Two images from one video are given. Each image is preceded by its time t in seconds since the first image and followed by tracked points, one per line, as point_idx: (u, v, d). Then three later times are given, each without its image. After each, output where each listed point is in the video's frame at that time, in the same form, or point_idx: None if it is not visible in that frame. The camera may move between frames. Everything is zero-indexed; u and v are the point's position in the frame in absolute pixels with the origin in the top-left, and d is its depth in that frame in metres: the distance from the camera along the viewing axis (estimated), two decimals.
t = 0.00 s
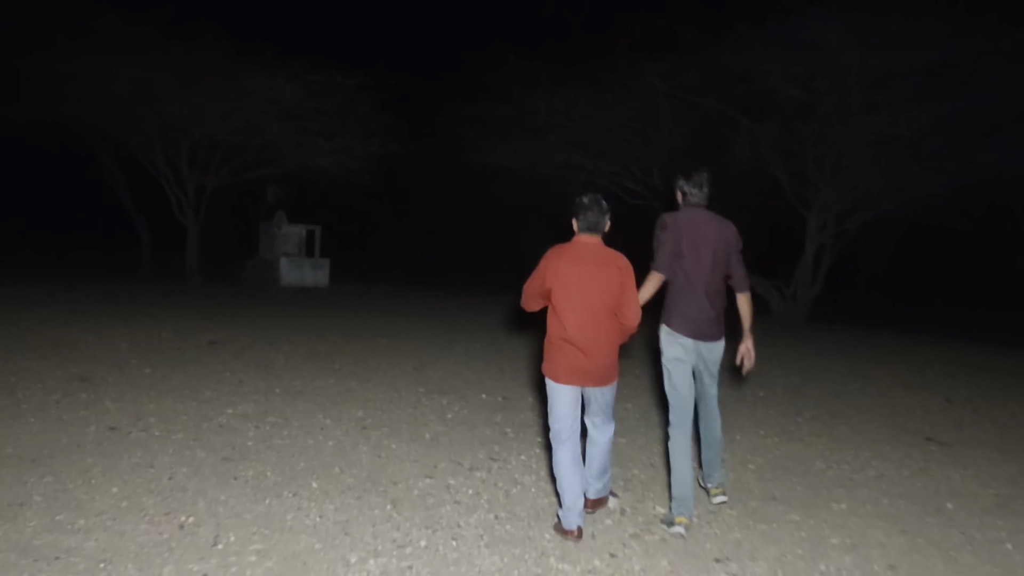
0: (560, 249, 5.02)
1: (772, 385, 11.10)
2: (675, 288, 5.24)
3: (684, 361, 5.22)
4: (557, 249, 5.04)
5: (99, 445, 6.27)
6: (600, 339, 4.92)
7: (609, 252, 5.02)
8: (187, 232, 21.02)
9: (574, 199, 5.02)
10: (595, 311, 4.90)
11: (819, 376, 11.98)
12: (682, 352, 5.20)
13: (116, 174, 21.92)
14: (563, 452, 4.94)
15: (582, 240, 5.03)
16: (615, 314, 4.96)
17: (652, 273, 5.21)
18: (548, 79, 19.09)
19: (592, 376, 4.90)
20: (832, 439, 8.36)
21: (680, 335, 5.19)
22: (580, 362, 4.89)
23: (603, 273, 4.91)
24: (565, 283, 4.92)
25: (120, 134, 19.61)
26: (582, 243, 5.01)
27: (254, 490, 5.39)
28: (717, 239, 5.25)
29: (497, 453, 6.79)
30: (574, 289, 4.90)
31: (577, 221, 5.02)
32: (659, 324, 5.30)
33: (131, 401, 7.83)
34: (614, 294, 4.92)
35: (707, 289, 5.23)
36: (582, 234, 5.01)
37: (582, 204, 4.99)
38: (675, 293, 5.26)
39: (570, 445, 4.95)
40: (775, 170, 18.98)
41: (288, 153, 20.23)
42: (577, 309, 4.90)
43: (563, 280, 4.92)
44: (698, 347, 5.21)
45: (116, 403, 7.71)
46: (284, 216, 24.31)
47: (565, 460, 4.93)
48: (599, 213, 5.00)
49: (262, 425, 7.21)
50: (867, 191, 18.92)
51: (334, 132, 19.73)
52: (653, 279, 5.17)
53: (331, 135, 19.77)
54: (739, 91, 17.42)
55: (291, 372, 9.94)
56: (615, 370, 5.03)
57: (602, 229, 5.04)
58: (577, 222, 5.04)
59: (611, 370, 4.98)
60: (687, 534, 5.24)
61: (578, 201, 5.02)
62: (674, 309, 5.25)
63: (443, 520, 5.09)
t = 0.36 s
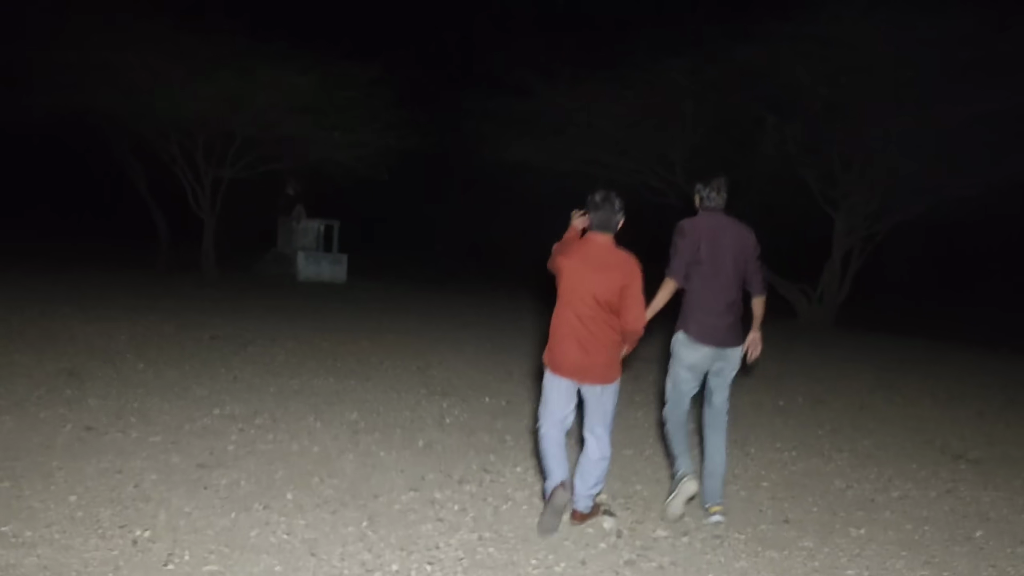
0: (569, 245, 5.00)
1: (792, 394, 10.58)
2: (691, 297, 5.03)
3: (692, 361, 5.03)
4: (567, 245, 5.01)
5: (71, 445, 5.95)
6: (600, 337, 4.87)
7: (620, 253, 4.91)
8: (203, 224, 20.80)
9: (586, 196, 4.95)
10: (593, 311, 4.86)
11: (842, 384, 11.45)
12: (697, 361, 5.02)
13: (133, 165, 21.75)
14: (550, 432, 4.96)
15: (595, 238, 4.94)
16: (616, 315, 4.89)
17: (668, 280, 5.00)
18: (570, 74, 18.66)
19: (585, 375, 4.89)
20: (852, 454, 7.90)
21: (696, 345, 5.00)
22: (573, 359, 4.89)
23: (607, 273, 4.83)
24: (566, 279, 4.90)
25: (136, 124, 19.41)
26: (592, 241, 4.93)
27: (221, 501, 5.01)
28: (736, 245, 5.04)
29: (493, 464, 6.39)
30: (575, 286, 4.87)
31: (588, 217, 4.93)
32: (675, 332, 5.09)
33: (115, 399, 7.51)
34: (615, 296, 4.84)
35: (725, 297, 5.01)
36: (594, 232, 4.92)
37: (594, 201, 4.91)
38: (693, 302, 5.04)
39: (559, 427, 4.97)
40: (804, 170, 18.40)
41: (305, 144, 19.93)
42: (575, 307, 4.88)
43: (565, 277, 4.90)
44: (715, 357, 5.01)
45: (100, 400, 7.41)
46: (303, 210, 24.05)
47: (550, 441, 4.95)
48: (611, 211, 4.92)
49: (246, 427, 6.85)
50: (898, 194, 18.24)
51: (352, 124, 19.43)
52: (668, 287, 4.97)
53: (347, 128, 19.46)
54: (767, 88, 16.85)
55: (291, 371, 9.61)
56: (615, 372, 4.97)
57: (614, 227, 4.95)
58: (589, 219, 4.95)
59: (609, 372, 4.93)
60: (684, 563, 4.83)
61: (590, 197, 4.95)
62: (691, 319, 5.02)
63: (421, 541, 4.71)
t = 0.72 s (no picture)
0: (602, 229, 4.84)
1: (835, 389, 10.01)
2: (721, 286, 4.92)
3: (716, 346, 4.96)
4: (601, 229, 4.86)
5: (64, 445, 5.64)
6: (627, 321, 4.65)
7: (654, 235, 4.71)
8: (234, 216, 20.62)
9: (622, 180, 4.82)
10: (620, 292, 4.65)
11: (889, 379, 10.83)
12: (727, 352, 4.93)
13: (164, 157, 21.63)
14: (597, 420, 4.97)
15: (631, 223, 4.78)
16: (647, 297, 4.66)
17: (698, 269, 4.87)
18: (604, 59, 18.13)
19: (614, 359, 4.65)
20: (900, 454, 7.34)
21: (727, 335, 4.89)
22: (602, 343, 4.69)
23: (635, 253, 4.62)
24: (594, 261, 4.72)
25: (165, 116, 19.26)
26: (625, 224, 4.77)
27: (210, 508, 4.65)
28: (761, 230, 4.95)
29: (511, 467, 5.95)
30: (603, 267, 4.68)
31: (624, 201, 4.80)
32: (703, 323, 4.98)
33: (121, 395, 7.20)
34: (644, 276, 4.62)
35: (754, 285, 4.93)
36: (629, 216, 4.77)
37: (630, 185, 4.78)
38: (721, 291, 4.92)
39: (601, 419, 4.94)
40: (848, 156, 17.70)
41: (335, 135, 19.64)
42: (602, 288, 4.68)
43: (592, 259, 4.72)
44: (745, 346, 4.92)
45: (105, 396, 7.11)
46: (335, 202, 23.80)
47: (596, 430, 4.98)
48: (648, 194, 4.77)
49: (253, 426, 6.50)
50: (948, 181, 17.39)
51: (382, 114, 19.08)
52: (699, 275, 4.84)
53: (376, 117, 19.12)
54: (808, 70, 16.20)
55: (308, 365, 9.26)
56: (648, 358, 4.68)
57: (652, 211, 4.80)
58: (624, 204, 4.82)
59: (641, 358, 4.65)
60: None
61: (626, 181, 4.83)
62: (721, 308, 4.90)
63: (423, 553, 4.30)
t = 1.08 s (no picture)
0: (617, 243, 4.79)
1: (872, 395, 9.48)
2: (754, 285, 4.82)
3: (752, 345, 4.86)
4: (616, 242, 4.80)
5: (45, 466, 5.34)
6: (657, 335, 4.64)
7: (673, 244, 4.68)
8: (254, 220, 20.39)
9: (634, 188, 4.75)
10: (647, 306, 4.63)
11: (929, 384, 10.25)
12: (762, 351, 4.87)
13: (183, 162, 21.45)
14: (630, 441, 4.91)
15: (646, 232, 4.72)
16: (673, 308, 4.65)
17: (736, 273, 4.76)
18: (626, 54, 17.68)
19: (647, 373, 4.64)
20: (944, 468, 6.84)
21: (765, 333, 4.84)
22: (633, 357, 4.67)
23: (659, 266, 4.60)
24: (616, 276, 4.69)
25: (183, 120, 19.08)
26: (642, 235, 4.72)
27: (187, 538, 4.30)
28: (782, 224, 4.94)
29: (520, 487, 5.55)
30: (626, 282, 4.65)
31: (637, 210, 4.73)
32: (736, 323, 4.88)
33: (116, 410, 6.90)
34: (668, 287, 4.60)
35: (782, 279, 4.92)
36: (644, 225, 4.71)
37: (642, 193, 4.71)
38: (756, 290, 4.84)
39: (637, 436, 4.89)
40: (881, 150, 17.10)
41: (353, 136, 19.35)
42: (627, 302, 4.65)
43: (615, 274, 4.69)
44: (776, 342, 4.91)
45: (100, 411, 6.81)
46: (357, 204, 23.49)
47: (630, 449, 4.92)
48: (660, 202, 4.69)
49: (250, 442, 6.16)
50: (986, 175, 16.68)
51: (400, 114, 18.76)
52: (739, 279, 4.73)
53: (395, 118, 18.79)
54: (838, 61, 15.64)
55: (318, 375, 8.92)
56: (680, 369, 4.68)
57: (665, 219, 4.71)
58: (638, 212, 4.75)
59: (672, 368, 4.65)
60: None
61: (637, 189, 4.75)
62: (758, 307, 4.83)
63: None
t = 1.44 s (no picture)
0: (639, 249, 4.70)
1: (913, 412, 8.87)
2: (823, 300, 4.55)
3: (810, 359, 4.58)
4: (637, 248, 4.73)
5: (13, 506, 4.95)
6: (689, 340, 4.56)
7: (695, 245, 4.64)
8: (275, 238, 20.12)
9: (656, 189, 4.67)
10: (680, 311, 4.56)
11: (975, 399, 9.61)
12: (827, 369, 4.60)
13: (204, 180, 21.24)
14: (649, 463, 4.60)
15: (668, 234, 4.66)
16: (705, 311, 4.60)
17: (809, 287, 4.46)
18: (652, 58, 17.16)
19: (683, 380, 4.55)
20: (997, 491, 6.27)
21: (828, 352, 4.57)
22: (666, 366, 4.55)
23: (688, 268, 4.55)
24: (644, 283, 4.60)
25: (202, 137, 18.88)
26: (665, 238, 4.65)
27: None
28: (844, 238, 4.69)
29: (527, 523, 5.09)
30: (657, 288, 4.56)
31: (659, 213, 4.67)
32: (797, 342, 4.59)
33: (105, 440, 6.50)
34: (697, 289, 4.54)
35: (844, 297, 4.66)
36: (666, 227, 4.65)
37: (665, 194, 4.64)
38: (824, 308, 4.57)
39: (658, 456, 4.60)
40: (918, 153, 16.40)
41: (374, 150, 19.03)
42: (661, 309, 4.56)
43: (641, 279, 4.61)
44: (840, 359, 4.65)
45: (87, 441, 6.43)
46: (380, 219, 23.17)
47: (651, 477, 4.58)
48: (684, 203, 4.64)
49: (239, 474, 5.73)
50: None
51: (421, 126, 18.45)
52: (815, 295, 4.44)
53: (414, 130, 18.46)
54: (871, 61, 15.03)
55: (325, 397, 8.49)
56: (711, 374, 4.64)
57: (689, 220, 4.66)
58: (660, 215, 4.68)
59: (704, 371, 4.59)
60: None
61: (660, 190, 4.69)
62: (825, 325, 4.56)
63: None
